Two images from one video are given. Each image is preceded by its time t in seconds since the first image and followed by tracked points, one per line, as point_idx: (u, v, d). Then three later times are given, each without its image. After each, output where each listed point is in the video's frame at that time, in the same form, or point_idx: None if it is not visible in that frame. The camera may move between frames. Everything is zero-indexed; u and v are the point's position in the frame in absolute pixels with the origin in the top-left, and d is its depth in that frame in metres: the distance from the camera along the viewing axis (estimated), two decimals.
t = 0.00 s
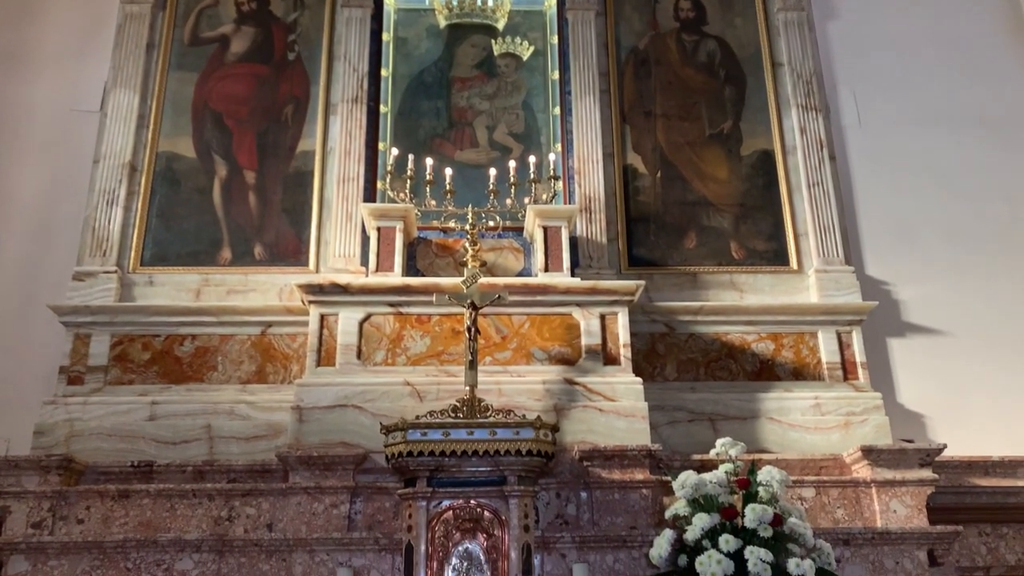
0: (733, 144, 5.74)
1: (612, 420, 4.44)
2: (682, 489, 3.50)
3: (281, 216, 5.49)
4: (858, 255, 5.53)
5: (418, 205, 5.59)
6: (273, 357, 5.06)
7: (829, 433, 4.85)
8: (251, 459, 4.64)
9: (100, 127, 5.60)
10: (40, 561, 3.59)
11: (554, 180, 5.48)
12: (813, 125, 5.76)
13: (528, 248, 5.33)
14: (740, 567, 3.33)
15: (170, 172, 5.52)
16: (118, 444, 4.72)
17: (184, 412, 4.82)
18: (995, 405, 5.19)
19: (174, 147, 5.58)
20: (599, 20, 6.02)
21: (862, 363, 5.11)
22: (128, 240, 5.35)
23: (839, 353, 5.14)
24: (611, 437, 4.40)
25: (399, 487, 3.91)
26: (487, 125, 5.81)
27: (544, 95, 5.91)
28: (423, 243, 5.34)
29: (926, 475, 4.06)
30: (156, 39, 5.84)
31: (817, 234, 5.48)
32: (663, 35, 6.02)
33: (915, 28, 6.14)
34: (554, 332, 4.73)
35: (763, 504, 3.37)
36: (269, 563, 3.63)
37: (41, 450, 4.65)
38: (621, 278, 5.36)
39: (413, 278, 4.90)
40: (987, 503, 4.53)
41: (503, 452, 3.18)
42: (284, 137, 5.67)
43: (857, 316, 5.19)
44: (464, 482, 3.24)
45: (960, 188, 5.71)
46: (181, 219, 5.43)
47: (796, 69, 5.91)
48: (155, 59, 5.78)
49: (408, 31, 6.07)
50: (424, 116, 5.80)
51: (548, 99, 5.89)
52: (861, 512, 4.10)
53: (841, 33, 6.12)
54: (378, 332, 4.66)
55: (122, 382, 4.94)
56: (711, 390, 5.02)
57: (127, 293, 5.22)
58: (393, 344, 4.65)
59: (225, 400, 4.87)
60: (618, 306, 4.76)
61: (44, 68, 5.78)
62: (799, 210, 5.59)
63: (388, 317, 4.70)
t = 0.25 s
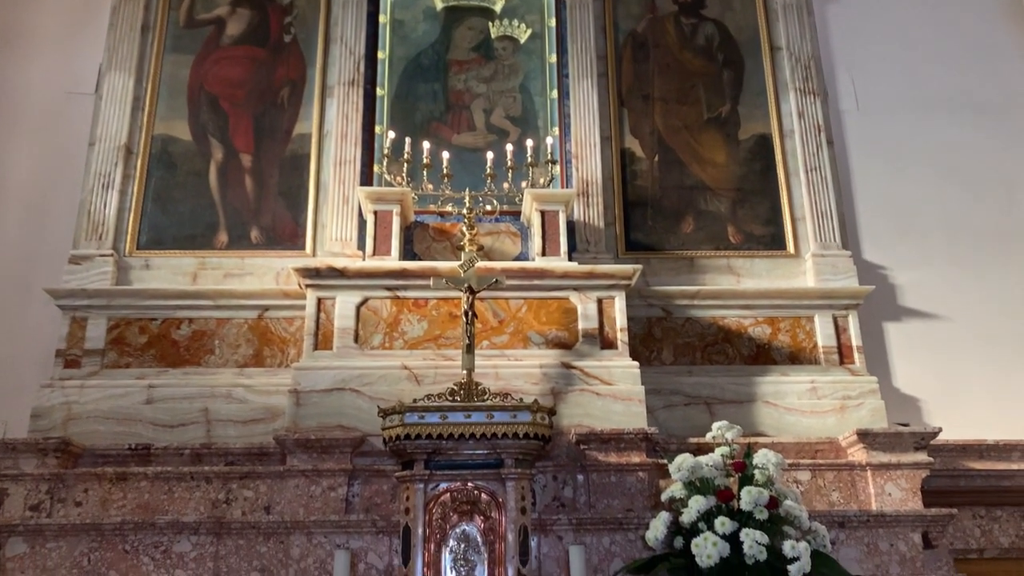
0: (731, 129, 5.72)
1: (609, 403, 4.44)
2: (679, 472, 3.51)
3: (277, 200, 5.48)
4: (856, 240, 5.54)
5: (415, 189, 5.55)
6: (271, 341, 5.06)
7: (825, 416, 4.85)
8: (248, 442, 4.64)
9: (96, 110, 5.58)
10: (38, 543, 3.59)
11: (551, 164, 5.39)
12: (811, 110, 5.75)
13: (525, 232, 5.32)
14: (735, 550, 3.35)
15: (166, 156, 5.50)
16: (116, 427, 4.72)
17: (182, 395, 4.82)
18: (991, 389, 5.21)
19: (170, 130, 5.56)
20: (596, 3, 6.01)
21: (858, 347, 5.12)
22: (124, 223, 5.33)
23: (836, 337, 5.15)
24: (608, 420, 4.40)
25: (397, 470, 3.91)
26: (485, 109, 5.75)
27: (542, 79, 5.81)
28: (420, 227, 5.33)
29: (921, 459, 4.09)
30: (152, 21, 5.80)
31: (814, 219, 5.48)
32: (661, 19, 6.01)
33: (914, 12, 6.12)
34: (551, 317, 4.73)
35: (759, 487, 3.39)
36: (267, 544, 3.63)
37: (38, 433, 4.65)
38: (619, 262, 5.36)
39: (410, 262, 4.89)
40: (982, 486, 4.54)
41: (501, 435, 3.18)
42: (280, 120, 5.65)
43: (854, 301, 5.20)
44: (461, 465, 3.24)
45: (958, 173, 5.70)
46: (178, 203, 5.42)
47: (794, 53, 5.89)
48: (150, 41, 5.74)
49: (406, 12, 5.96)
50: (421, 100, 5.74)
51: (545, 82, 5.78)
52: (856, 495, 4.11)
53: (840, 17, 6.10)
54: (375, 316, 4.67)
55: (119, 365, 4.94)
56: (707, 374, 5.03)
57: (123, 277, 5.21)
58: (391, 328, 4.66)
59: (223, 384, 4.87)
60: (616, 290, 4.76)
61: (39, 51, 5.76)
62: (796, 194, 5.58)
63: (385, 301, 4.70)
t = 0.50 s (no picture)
0: (729, 110, 5.71)
1: (606, 384, 4.46)
2: (675, 452, 3.55)
3: (274, 180, 5.46)
4: (853, 222, 5.54)
5: (412, 169, 5.51)
6: (267, 322, 5.06)
7: (820, 397, 4.88)
8: (246, 423, 4.65)
9: (91, 89, 5.55)
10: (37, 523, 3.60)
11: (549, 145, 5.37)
12: (809, 91, 5.74)
13: (523, 214, 5.31)
14: (730, 530, 3.38)
15: (161, 136, 5.47)
16: (113, 408, 4.72)
17: (179, 376, 4.83)
18: (985, 371, 5.23)
19: (165, 110, 5.53)
20: None
21: (854, 329, 5.14)
22: (120, 204, 5.32)
23: (832, 319, 5.16)
24: (605, 401, 4.42)
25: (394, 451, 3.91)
26: (482, 89, 5.72)
27: (539, 59, 5.77)
28: (417, 209, 5.33)
29: (915, 439, 4.10)
30: None
31: (811, 200, 5.48)
32: None
33: None
34: (548, 298, 4.74)
35: (755, 467, 3.43)
36: (265, 525, 3.63)
37: (36, 414, 4.65)
38: (616, 244, 5.36)
39: (407, 243, 4.89)
40: (976, 467, 4.56)
41: (498, 416, 3.19)
42: (276, 101, 5.62)
43: (850, 282, 5.21)
44: (459, 445, 3.26)
45: (955, 155, 5.70)
46: (174, 183, 5.40)
47: (793, 34, 5.87)
48: (145, 21, 5.70)
49: None
50: (418, 80, 5.71)
51: (543, 62, 5.75)
52: (851, 476, 4.14)
53: None
54: (372, 297, 4.67)
55: (116, 346, 4.94)
56: (704, 355, 5.05)
57: (119, 258, 5.20)
58: (388, 309, 4.66)
59: (220, 364, 4.87)
60: (613, 272, 4.77)
61: (33, 31, 5.73)
62: (794, 176, 5.58)
63: (382, 282, 4.70)
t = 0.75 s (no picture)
0: (728, 93, 5.69)
1: (604, 367, 4.46)
2: (673, 434, 3.55)
3: (272, 163, 5.45)
4: (851, 205, 5.54)
5: (410, 152, 5.49)
6: (266, 305, 5.05)
7: (817, 380, 4.90)
8: (245, 406, 4.66)
9: (87, 72, 5.52)
10: (37, 505, 3.61)
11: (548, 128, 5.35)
12: (809, 74, 5.72)
13: (521, 197, 5.31)
14: (728, 511, 3.40)
15: (158, 119, 5.45)
16: (112, 391, 4.72)
17: (178, 359, 4.82)
18: (983, 353, 5.25)
19: (162, 92, 5.50)
20: None
21: (852, 312, 5.14)
22: (117, 187, 5.30)
23: (830, 302, 5.17)
24: (603, 384, 4.43)
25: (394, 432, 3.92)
26: (481, 71, 5.70)
27: (538, 41, 5.75)
28: (415, 192, 5.32)
29: (913, 421, 4.07)
30: None
31: (810, 183, 5.48)
32: None
33: None
34: (547, 282, 4.74)
35: (752, 449, 3.45)
36: (264, 506, 3.64)
37: (34, 397, 4.65)
38: (615, 227, 5.35)
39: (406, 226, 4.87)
40: (973, 449, 4.58)
41: (497, 399, 3.20)
42: (273, 83, 5.60)
43: (849, 266, 5.21)
44: (458, 428, 3.26)
45: (954, 138, 5.69)
46: (171, 166, 5.38)
47: (793, 17, 5.85)
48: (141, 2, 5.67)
49: None
50: (416, 62, 5.69)
51: (542, 44, 5.73)
52: (848, 458, 4.17)
53: None
54: (370, 281, 4.67)
55: (114, 329, 4.93)
56: (702, 338, 5.05)
57: (117, 241, 5.18)
58: (386, 292, 4.66)
59: (218, 347, 4.87)
60: (611, 256, 4.77)
61: (29, 14, 5.70)
62: (793, 159, 5.57)
63: (381, 265, 4.70)
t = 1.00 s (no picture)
0: (727, 73, 5.67)
1: (602, 347, 4.47)
2: (670, 414, 3.57)
3: (269, 143, 5.42)
4: (849, 186, 5.54)
5: (408, 132, 5.46)
6: (263, 286, 5.06)
7: (814, 360, 4.91)
8: (243, 386, 4.66)
9: (82, 51, 5.49)
10: (36, 484, 3.62)
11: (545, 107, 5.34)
12: (808, 54, 5.70)
13: (519, 177, 5.30)
14: (724, 491, 3.42)
15: (154, 98, 5.42)
16: (110, 371, 4.72)
17: (175, 339, 4.82)
18: (979, 334, 5.26)
19: (158, 72, 5.47)
20: None
21: (849, 293, 5.15)
22: (114, 166, 5.28)
23: (827, 283, 5.18)
24: (601, 364, 4.43)
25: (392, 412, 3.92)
26: (478, 51, 5.67)
27: (536, 21, 5.72)
28: (413, 172, 5.30)
29: (909, 402, 4.10)
30: None
31: (809, 163, 5.47)
32: None
33: None
34: (545, 263, 4.74)
35: (749, 429, 3.47)
36: (263, 485, 3.65)
37: (32, 376, 4.65)
38: (613, 208, 5.35)
39: (403, 207, 4.86)
40: (969, 429, 4.59)
41: (495, 378, 3.21)
42: (270, 62, 5.57)
43: (846, 247, 5.21)
44: (456, 408, 3.27)
45: (952, 118, 5.69)
46: (168, 145, 5.35)
47: None
48: None
49: None
50: (413, 42, 5.65)
51: (540, 23, 5.71)
52: (845, 438, 4.17)
53: None
54: (368, 262, 4.67)
55: (112, 309, 4.93)
56: (700, 318, 5.05)
57: (114, 221, 5.17)
58: (384, 273, 4.66)
59: (216, 327, 4.87)
60: (609, 237, 4.77)
61: None
62: (791, 139, 5.55)
63: (378, 246, 4.70)
